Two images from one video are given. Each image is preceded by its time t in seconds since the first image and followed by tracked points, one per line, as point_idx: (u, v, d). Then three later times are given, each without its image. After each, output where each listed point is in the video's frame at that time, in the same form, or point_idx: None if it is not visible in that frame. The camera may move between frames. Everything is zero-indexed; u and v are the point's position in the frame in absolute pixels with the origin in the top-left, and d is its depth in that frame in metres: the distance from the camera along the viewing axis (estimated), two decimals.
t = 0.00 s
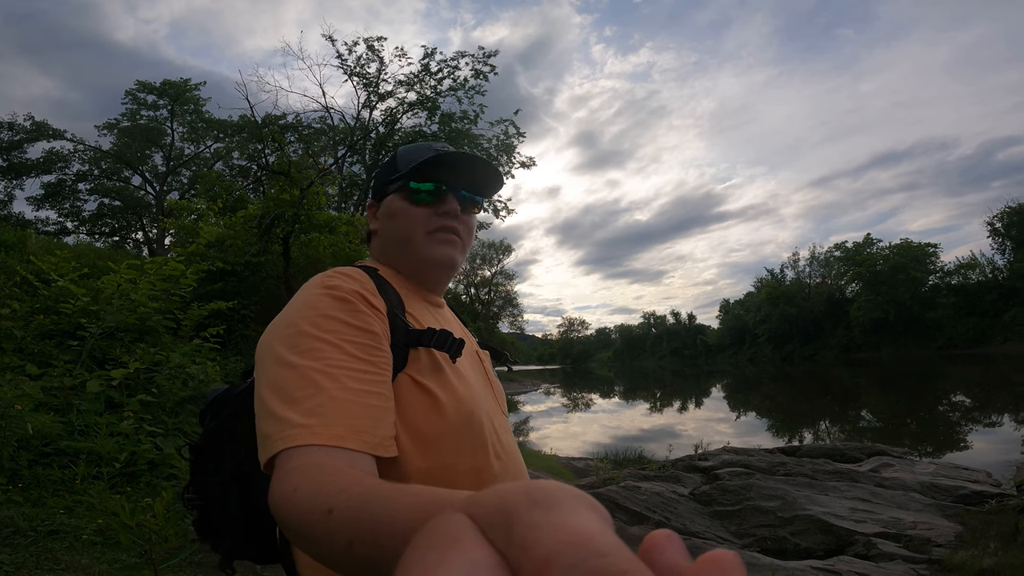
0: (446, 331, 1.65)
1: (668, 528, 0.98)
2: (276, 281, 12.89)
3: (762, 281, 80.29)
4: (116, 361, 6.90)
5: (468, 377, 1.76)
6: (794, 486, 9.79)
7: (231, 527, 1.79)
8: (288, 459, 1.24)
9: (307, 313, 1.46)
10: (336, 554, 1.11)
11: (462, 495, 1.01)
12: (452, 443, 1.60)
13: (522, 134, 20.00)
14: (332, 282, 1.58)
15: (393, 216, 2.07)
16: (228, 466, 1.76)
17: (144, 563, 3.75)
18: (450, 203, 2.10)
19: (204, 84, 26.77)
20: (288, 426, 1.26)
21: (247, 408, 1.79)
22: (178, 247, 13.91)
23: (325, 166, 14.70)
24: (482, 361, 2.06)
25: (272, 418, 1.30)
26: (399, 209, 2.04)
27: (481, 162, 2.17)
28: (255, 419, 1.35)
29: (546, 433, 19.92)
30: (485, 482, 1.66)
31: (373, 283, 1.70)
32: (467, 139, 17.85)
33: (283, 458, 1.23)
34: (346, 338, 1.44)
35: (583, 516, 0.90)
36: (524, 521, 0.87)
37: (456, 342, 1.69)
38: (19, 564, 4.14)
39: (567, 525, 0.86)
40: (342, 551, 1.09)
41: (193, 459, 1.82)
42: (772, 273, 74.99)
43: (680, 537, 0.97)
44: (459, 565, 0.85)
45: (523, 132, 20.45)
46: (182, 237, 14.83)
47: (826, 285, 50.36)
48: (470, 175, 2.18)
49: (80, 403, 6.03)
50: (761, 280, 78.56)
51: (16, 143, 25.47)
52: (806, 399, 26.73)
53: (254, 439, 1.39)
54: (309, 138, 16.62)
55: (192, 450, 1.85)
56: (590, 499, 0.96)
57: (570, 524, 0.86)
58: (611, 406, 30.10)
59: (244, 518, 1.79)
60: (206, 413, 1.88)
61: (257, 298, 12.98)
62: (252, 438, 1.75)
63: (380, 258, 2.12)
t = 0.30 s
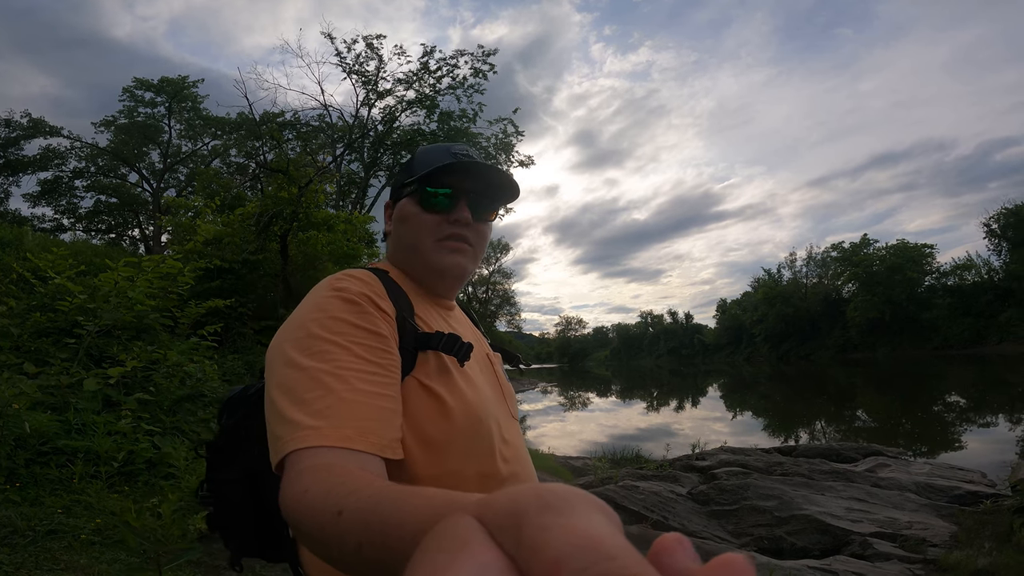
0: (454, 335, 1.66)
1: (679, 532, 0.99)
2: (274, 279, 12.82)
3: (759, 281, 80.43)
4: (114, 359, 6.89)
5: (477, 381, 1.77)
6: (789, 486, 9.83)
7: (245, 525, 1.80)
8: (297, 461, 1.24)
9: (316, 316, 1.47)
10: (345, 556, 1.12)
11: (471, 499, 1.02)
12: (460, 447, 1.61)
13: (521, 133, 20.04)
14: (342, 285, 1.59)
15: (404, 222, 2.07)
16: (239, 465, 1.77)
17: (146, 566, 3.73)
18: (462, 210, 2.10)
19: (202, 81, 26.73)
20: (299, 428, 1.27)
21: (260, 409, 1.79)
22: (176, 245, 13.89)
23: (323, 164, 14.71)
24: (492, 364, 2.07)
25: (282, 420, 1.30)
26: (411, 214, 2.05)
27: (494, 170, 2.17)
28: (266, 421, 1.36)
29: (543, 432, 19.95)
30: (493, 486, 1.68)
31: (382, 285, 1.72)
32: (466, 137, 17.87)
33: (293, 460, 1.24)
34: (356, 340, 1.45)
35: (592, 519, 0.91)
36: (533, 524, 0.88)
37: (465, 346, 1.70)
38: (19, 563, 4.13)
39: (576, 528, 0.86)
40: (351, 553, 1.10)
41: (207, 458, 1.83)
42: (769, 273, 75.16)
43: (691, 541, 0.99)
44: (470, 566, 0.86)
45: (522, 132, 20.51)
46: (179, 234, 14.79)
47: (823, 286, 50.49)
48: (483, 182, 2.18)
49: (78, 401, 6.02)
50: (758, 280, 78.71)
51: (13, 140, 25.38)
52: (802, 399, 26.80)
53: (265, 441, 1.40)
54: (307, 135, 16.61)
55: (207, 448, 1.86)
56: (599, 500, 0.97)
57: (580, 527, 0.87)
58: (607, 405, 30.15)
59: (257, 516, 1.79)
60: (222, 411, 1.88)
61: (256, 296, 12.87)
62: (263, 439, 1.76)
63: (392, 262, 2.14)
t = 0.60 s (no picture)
0: (458, 346, 1.67)
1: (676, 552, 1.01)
2: (274, 280, 12.85)
3: (758, 284, 80.44)
4: (114, 361, 6.94)
5: (481, 390, 1.79)
6: (786, 489, 9.85)
7: (246, 532, 1.82)
8: (295, 470, 1.26)
9: (319, 325, 1.50)
10: (340, 566, 1.14)
11: (467, 512, 1.04)
12: (461, 457, 1.63)
13: (521, 136, 20.11)
14: (345, 294, 1.62)
15: (408, 233, 2.10)
16: (245, 471, 1.78)
17: (148, 568, 3.74)
18: (466, 220, 2.13)
19: (204, 82, 26.77)
20: (298, 437, 1.29)
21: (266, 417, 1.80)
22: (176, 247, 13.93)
23: (324, 166, 14.74)
24: (499, 372, 2.10)
25: (282, 428, 1.33)
26: (415, 225, 2.08)
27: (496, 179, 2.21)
28: (267, 429, 1.38)
29: (541, 434, 19.97)
30: (496, 498, 1.70)
31: (386, 293, 1.74)
32: (466, 140, 17.92)
33: (291, 470, 1.26)
34: (358, 350, 1.47)
35: (588, 535, 0.93)
36: (528, 540, 0.90)
37: (469, 356, 1.71)
38: (21, 565, 4.14)
39: (570, 545, 0.88)
40: (345, 563, 1.12)
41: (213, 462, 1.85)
42: (768, 276, 75.26)
43: (688, 561, 1.01)
44: None
45: (522, 134, 20.57)
46: (178, 235, 14.80)
47: (822, 289, 50.52)
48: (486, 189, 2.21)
49: (78, 403, 6.05)
50: (757, 282, 78.72)
51: (14, 140, 25.41)
52: (801, 403, 26.82)
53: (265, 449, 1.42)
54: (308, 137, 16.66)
55: (214, 450, 1.87)
56: (596, 518, 0.99)
57: (575, 542, 0.90)
58: (606, 408, 30.18)
59: (259, 523, 1.80)
60: (228, 417, 1.91)
61: (255, 297, 13.08)
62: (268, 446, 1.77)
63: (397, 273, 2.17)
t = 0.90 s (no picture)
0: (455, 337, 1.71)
1: (678, 536, 1.06)
2: (273, 281, 12.98)
3: (756, 287, 80.55)
4: (115, 359, 6.98)
5: (479, 381, 1.83)
6: (778, 491, 9.91)
7: (245, 532, 1.84)
8: (296, 467, 1.30)
9: (316, 319, 1.54)
10: (343, 559, 1.18)
11: (469, 503, 1.08)
12: (461, 447, 1.67)
13: (520, 138, 20.17)
14: (341, 288, 1.66)
15: (397, 222, 2.14)
16: (243, 467, 1.80)
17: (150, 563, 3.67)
18: (456, 203, 2.16)
19: (204, 82, 26.81)
20: (298, 433, 1.33)
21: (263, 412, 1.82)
22: (176, 246, 13.99)
23: (323, 166, 14.78)
24: (496, 363, 2.13)
25: (282, 424, 1.36)
26: (404, 212, 2.12)
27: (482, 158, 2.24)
28: (266, 425, 1.42)
29: (538, 436, 20.01)
30: (497, 488, 1.74)
31: (382, 288, 1.78)
32: (466, 141, 17.98)
33: (292, 466, 1.29)
34: (355, 344, 1.51)
35: (589, 521, 0.97)
36: (529, 528, 0.93)
37: (467, 347, 1.76)
38: (24, 559, 4.17)
39: (570, 532, 0.92)
40: (348, 556, 1.16)
41: (212, 459, 1.88)
42: (766, 279, 75.42)
43: (689, 545, 1.06)
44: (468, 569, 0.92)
45: (521, 136, 20.63)
46: (178, 234, 14.83)
47: (820, 293, 50.60)
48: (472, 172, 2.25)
49: (79, 400, 6.07)
50: (755, 285, 78.83)
51: (13, 138, 25.42)
52: (797, 405, 26.86)
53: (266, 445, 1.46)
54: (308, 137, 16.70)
55: (212, 447, 1.90)
56: (597, 504, 1.02)
57: (576, 528, 0.93)
58: (603, 409, 30.22)
59: (259, 520, 1.82)
60: (223, 413, 1.93)
61: (253, 297, 12.83)
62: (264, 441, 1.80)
63: (389, 264, 2.21)
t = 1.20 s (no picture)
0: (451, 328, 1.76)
1: (676, 527, 1.10)
2: (273, 283, 13.05)
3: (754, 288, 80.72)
4: (117, 360, 7.02)
5: (476, 374, 1.87)
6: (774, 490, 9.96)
7: (246, 531, 1.87)
8: (297, 462, 1.33)
9: (311, 315, 1.58)
10: (346, 553, 1.21)
11: (467, 495, 1.11)
12: (461, 439, 1.71)
13: (518, 140, 20.24)
14: (336, 284, 1.70)
15: (391, 217, 2.18)
16: (243, 467, 1.85)
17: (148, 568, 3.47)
18: (450, 197, 2.19)
19: (203, 83, 26.85)
20: (297, 429, 1.36)
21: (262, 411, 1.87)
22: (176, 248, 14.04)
23: (323, 168, 14.83)
24: (493, 356, 2.17)
25: (280, 421, 1.40)
26: (399, 207, 2.15)
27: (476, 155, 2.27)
28: (265, 422, 1.45)
29: (536, 437, 20.06)
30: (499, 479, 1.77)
31: (377, 283, 1.82)
32: (464, 143, 18.04)
33: (292, 463, 1.32)
34: (351, 339, 1.55)
35: (589, 511, 0.99)
36: (528, 519, 0.96)
37: (462, 340, 1.80)
38: (37, 555, 4.19)
39: (568, 521, 0.95)
40: (350, 551, 1.19)
41: (212, 461, 1.91)
42: (764, 280, 75.56)
43: (687, 535, 1.10)
44: (468, 561, 0.95)
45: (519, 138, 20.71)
46: (177, 235, 14.85)
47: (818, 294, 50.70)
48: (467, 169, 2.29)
49: (83, 400, 6.12)
50: (754, 287, 78.92)
51: (11, 139, 25.43)
52: (795, 406, 26.94)
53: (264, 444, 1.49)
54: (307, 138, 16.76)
55: (211, 449, 1.94)
56: (595, 494, 1.05)
57: (575, 518, 0.96)
58: (602, 411, 30.28)
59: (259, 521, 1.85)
60: (222, 415, 1.97)
61: (253, 298, 13.30)
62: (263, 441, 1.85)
63: (385, 259, 2.25)
